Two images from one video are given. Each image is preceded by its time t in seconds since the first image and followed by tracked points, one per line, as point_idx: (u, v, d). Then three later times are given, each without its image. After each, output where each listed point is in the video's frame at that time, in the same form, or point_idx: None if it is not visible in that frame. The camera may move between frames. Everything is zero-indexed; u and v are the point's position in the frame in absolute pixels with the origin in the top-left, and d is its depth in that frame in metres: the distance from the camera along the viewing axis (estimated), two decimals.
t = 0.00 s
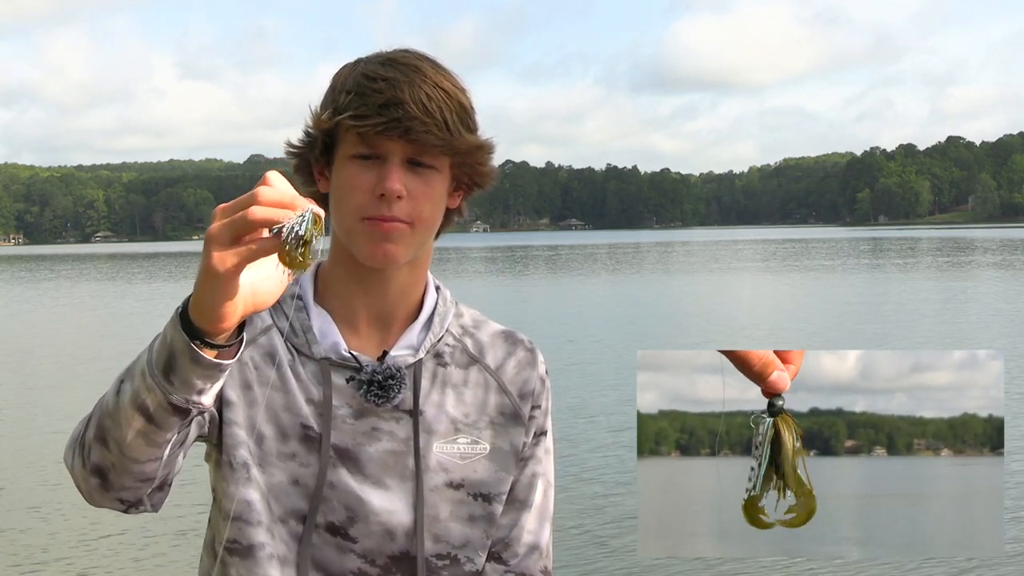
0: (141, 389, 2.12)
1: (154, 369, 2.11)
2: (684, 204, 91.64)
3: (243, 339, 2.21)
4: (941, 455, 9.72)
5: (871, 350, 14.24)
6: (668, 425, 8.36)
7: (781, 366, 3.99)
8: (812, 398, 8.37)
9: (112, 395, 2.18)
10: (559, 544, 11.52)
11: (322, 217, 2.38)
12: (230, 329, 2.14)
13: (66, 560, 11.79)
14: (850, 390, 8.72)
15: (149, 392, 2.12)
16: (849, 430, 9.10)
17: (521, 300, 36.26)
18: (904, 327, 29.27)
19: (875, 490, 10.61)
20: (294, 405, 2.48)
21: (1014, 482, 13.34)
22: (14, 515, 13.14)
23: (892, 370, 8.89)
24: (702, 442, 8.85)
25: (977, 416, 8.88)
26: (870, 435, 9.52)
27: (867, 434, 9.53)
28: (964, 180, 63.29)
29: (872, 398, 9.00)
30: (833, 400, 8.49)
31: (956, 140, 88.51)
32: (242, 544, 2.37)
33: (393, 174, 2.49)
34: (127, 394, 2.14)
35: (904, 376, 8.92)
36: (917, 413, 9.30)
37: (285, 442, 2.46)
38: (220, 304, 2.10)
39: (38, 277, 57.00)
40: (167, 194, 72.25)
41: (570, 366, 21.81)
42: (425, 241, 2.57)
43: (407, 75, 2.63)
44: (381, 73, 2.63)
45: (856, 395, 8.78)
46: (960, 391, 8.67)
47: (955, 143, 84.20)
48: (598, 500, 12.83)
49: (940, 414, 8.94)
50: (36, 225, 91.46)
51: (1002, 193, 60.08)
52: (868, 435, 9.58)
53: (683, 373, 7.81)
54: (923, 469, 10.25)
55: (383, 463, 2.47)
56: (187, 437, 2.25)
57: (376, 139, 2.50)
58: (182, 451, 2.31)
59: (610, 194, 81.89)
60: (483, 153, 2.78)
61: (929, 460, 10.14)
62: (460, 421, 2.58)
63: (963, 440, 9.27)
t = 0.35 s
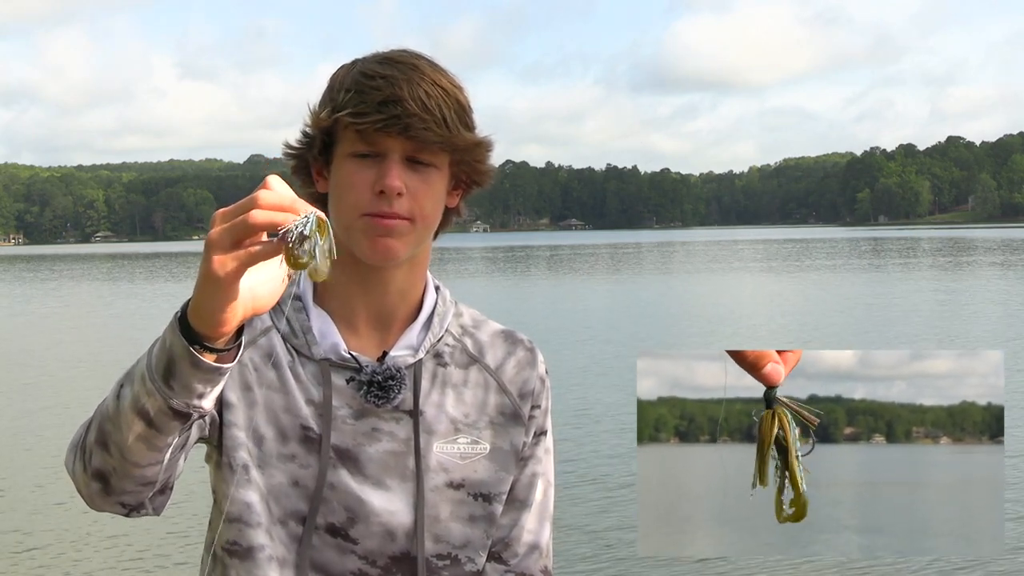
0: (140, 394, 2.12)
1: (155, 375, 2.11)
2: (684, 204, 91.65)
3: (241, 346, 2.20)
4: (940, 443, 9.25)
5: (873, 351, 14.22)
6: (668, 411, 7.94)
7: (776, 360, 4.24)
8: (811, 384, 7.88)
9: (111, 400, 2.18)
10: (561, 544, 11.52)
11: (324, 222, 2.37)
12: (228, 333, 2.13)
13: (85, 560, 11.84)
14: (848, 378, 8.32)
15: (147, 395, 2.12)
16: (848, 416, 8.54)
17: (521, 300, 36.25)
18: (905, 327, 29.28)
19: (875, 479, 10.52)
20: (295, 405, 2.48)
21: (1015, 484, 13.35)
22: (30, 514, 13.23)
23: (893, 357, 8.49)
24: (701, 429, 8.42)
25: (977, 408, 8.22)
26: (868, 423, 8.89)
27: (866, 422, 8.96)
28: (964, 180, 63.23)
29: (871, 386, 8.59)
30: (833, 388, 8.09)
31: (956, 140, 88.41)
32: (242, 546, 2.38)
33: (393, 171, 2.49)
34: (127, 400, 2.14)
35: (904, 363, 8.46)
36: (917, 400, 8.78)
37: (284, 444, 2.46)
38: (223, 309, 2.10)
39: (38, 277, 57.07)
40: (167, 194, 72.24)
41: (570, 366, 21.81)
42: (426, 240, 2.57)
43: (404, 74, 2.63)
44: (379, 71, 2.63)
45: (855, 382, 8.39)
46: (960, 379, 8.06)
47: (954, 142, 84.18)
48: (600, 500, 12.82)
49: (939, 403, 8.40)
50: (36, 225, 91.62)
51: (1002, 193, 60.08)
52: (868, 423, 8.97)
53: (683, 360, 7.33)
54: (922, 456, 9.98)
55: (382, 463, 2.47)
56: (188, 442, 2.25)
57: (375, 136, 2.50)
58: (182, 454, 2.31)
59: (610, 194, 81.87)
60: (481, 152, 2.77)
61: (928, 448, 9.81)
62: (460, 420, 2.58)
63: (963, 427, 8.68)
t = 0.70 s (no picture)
0: (142, 396, 2.12)
1: (155, 379, 2.11)
2: (684, 204, 91.72)
3: (242, 349, 2.20)
4: (942, 447, 9.04)
5: (873, 352, 14.25)
6: (669, 416, 7.73)
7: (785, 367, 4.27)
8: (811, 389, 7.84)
9: (113, 402, 2.18)
10: (563, 545, 11.54)
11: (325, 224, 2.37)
12: (230, 336, 2.13)
13: (94, 570, 11.64)
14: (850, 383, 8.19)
15: (148, 399, 2.12)
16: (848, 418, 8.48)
17: (522, 300, 36.25)
18: (905, 327, 29.29)
19: (877, 482, 10.25)
20: (295, 406, 2.49)
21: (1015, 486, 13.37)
22: (44, 517, 13.23)
23: (894, 361, 8.47)
24: (703, 434, 8.38)
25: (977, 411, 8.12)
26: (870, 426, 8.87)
27: (867, 427, 9.00)
28: (963, 180, 63.25)
29: (873, 390, 8.53)
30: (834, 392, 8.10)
31: (956, 140, 88.35)
32: (242, 547, 2.38)
33: (393, 171, 2.49)
34: (127, 402, 2.14)
35: (905, 368, 8.46)
36: (920, 405, 8.73)
37: (285, 444, 2.47)
38: (224, 316, 2.10)
39: (39, 277, 57.07)
40: (168, 194, 72.26)
41: (571, 366, 21.82)
42: (425, 238, 2.57)
43: (405, 74, 2.63)
44: (378, 71, 2.64)
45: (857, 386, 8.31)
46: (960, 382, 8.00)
47: (955, 143, 84.16)
48: (602, 499, 12.84)
49: (940, 407, 8.28)
50: (36, 224, 91.64)
51: (1002, 193, 60.21)
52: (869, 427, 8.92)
53: (685, 364, 7.26)
54: (922, 460, 9.67)
55: (383, 463, 2.47)
56: (189, 445, 2.25)
57: (376, 136, 2.50)
58: (184, 456, 2.32)
59: (610, 194, 81.93)
60: (481, 152, 2.78)
61: (929, 453, 9.43)
62: (460, 421, 2.58)
63: (965, 432, 8.53)
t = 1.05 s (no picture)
0: (146, 403, 2.13)
1: (160, 386, 2.12)
2: (684, 204, 91.63)
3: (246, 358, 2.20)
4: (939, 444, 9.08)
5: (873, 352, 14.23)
6: (665, 414, 7.87)
7: (785, 359, 4.25)
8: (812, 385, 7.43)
9: (117, 407, 2.19)
10: (561, 544, 11.56)
11: (329, 227, 2.37)
12: (234, 341, 2.13)
13: (95, 573, 11.62)
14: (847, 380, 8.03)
15: (152, 403, 2.12)
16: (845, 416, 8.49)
17: (522, 300, 36.22)
18: (905, 327, 29.31)
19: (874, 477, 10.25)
20: (296, 407, 2.49)
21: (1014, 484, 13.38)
22: (44, 518, 13.22)
23: (891, 358, 8.37)
24: (699, 431, 8.42)
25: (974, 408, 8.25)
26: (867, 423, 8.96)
27: (863, 423, 9.00)
28: (963, 180, 63.21)
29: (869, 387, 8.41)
30: (833, 389, 7.79)
31: (956, 140, 88.29)
32: (243, 547, 2.38)
33: (393, 171, 2.49)
34: (132, 407, 2.15)
35: (902, 365, 8.39)
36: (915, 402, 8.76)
37: (285, 445, 2.47)
38: (232, 327, 2.10)
39: (39, 277, 57.05)
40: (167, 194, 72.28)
41: (570, 366, 21.78)
42: (424, 240, 2.58)
43: (404, 73, 2.63)
44: (378, 71, 2.64)
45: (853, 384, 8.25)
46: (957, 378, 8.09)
47: (954, 143, 84.14)
48: (601, 499, 12.84)
49: (937, 404, 8.37)
50: (36, 224, 91.66)
51: (1002, 193, 60.19)
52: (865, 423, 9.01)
53: (679, 361, 7.21)
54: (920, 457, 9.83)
55: (383, 464, 2.48)
56: (193, 449, 2.26)
57: (375, 137, 2.51)
58: (187, 459, 2.32)
59: (610, 194, 81.87)
60: (481, 151, 2.78)
61: (927, 449, 9.50)
62: (460, 421, 2.58)
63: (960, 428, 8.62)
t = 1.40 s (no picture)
0: (151, 408, 2.13)
1: (165, 389, 2.12)
2: (684, 204, 91.74)
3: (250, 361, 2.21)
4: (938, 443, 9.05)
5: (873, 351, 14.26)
6: (665, 413, 7.89)
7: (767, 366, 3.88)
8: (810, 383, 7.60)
9: (120, 412, 2.19)
10: (562, 543, 11.58)
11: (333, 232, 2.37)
12: (240, 348, 2.13)
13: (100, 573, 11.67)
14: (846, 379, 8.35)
15: (157, 409, 2.13)
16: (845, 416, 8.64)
17: (522, 300, 36.23)
18: (905, 326, 29.35)
19: (872, 475, 10.41)
20: (298, 408, 2.49)
21: (1014, 482, 13.40)
22: (46, 519, 13.24)
23: (890, 356, 8.41)
24: (698, 430, 8.42)
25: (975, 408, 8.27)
26: (866, 423, 8.94)
27: (863, 423, 9.00)
28: (963, 180, 63.22)
29: (867, 385, 8.46)
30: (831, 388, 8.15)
31: (956, 140, 88.30)
32: (244, 548, 2.39)
33: (395, 173, 2.50)
34: (137, 412, 2.15)
35: (901, 363, 8.40)
36: (915, 401, 8.67)
37: (287, 445, 2.48)
38: (241, 331, 2.10)
39: (40, 277, 57.07)
40: (168, 194, 72.43)
41: (570, 366, 21.80)
42: (426, 241, 2.58)
43: (406, 75, 2.63)
44: (380, 73, 2.64)
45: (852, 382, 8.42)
46: (957, 378, 8.11)
47: (954, 142, 84.14)
48: (601, 498, 12.87)
49: (937, 404, 8.37)
50: (36, 224, 91.66)
51: (1002, 193, 60.35)
52: (864, 423, 9.00)
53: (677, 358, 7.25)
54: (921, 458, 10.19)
55: (384, 464, 2.48)
56: (197, 453, 2.26)
57: (378, 138, 2.50)
58: (190, 463, 2.32)
59: (610, 194, 82.01)
60: (483, 152, 2.78)
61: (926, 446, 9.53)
62: (461, 422, 2.58)
63: (961, 428, 8.65)
